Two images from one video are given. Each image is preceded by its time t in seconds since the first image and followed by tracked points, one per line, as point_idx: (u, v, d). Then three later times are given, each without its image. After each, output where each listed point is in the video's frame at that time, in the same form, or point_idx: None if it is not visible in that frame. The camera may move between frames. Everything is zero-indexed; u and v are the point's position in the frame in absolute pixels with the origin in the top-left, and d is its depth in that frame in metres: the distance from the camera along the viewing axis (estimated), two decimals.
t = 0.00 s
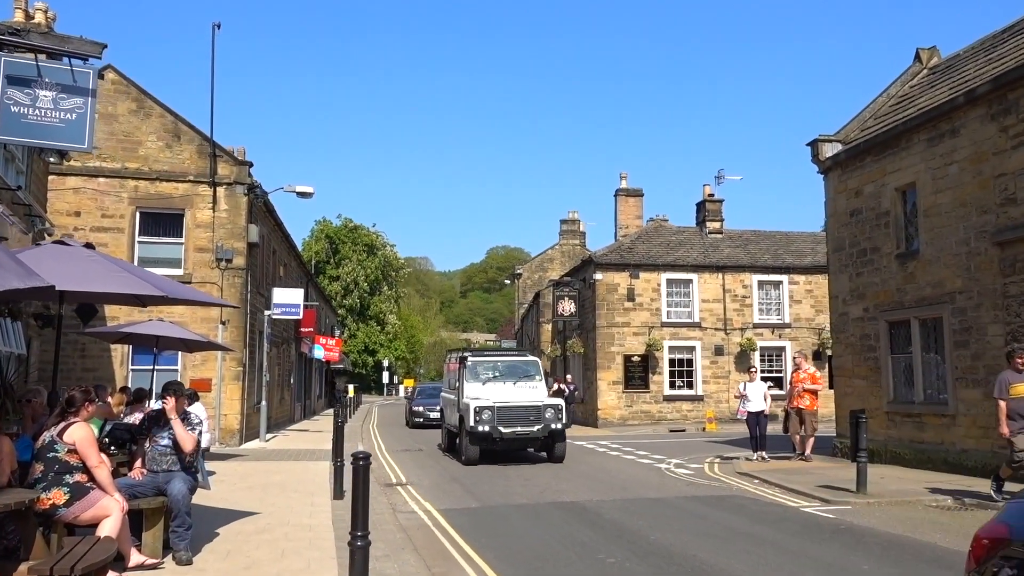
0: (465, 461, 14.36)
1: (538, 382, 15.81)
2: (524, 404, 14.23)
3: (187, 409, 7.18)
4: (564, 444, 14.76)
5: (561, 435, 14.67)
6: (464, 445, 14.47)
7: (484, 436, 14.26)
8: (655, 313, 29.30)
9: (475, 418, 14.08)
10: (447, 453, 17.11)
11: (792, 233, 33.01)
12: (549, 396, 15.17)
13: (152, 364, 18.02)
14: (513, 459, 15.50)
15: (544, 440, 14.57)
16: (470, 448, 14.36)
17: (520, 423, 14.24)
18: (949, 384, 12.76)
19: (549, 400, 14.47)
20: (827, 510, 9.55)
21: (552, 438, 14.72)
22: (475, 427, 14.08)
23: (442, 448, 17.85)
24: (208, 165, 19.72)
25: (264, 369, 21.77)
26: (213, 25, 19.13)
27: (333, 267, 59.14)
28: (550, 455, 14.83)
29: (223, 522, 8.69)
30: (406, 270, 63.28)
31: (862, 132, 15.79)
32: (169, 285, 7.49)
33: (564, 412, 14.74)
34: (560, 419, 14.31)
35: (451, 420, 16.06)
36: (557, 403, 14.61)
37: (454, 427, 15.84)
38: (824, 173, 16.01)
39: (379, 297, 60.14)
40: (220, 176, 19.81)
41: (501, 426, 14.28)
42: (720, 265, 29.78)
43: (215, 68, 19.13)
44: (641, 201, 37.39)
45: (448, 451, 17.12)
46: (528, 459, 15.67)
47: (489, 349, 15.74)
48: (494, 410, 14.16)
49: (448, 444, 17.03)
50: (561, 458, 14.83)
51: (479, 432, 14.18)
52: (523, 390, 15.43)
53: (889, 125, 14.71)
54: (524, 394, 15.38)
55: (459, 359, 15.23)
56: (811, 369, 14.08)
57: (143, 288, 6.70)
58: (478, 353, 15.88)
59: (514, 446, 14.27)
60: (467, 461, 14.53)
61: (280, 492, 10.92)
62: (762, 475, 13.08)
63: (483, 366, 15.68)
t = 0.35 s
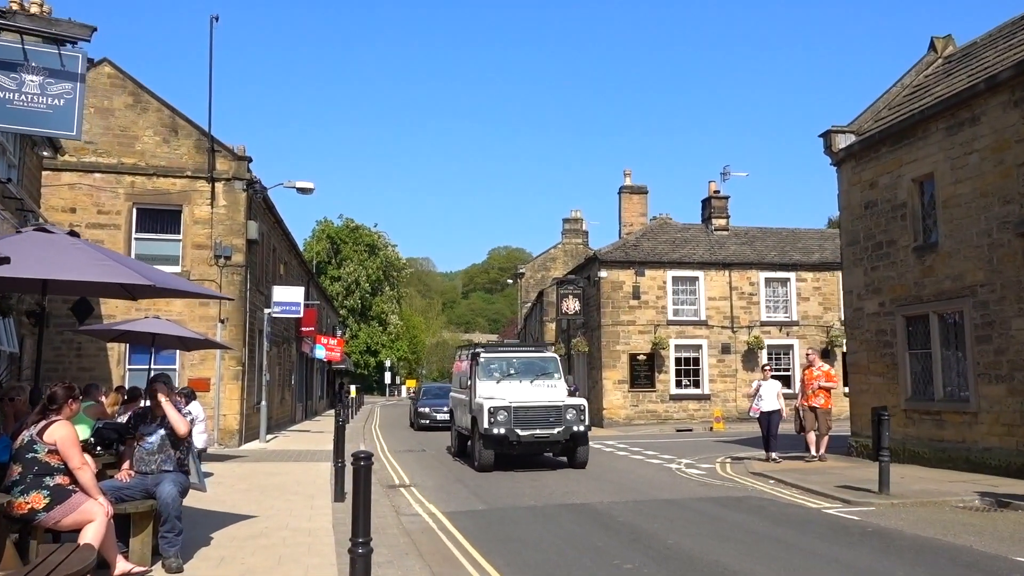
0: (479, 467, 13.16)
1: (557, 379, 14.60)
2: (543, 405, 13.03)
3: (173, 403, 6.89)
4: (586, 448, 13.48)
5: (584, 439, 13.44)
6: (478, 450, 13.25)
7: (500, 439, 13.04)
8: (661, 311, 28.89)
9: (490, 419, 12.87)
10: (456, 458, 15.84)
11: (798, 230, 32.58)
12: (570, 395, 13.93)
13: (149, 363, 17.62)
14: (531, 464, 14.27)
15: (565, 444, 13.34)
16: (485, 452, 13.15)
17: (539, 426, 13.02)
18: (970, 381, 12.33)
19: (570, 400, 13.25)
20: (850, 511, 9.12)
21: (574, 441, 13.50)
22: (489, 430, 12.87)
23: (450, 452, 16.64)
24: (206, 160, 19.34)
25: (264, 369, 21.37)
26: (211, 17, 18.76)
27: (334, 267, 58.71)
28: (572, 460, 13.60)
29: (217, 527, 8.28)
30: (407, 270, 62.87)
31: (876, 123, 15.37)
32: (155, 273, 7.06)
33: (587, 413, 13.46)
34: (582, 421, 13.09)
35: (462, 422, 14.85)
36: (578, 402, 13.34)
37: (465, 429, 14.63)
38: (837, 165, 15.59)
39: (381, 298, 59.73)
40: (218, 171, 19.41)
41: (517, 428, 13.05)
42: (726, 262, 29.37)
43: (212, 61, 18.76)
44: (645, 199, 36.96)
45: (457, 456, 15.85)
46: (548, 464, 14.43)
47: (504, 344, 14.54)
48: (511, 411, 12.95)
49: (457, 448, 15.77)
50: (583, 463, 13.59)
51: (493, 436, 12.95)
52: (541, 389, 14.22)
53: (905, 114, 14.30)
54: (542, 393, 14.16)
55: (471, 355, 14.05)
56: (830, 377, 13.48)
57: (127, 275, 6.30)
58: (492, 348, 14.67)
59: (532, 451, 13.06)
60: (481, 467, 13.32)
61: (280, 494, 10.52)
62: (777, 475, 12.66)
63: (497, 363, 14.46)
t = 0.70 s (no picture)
0: (494, 475, 11.78)
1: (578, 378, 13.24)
2: (564, 405, 11.64)
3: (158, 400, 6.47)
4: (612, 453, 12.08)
5: (611, 444, 12.05)
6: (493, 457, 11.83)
7: (518, 444, 11.63)
8: (666, 309, 28.48)
9: (507, 421, 11.47)
10: (468, 463, 14.58)
11: (805, 227, 32.15)
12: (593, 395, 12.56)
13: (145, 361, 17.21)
14: (552, 473, 12.87)
15: (589, 450, 11.97)
16: (500, 459, 11.76)
17: (562, 429, 11.61)
18: (993, 380, 11.91)
19: (594, 400, 11.86)
20: (876, 516, 8.71)
21: (600, 447, 12.10)
22: (505, 434, 11.45)
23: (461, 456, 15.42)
24: (204, 154, 18.94)
25: (263, 368, 20.97)
26: (209, 9, 18.37)
27: (335, 267, 58.29)
28: (597, 468, 12.21)
29: (212, 533, 7.89)
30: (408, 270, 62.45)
31: (891, 115, 14.95)
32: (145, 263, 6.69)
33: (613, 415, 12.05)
34: (608, 422, 11.69)
35: (474, 424, 13.53)
36: (604, 402, 11.91)
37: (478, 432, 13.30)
38: (851, 158, 15.17)
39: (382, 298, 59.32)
40: (216, 166, 19.00)
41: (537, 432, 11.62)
42: (732, 260, 28.97)
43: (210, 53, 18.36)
44: (649, 196, 36.52)
45: (468, 461, 14.59)
46: (570, 472, 13.04)
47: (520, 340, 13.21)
48: (530, 412, 11.54)
49: (468, 452, 14.50)
50: (608, 471, 12.19)
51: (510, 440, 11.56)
52: (561, 389, 12.86)
53: (922, 105, 13.88)
54: (561, 393, 12.81)
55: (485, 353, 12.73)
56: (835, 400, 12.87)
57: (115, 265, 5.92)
58: (507, 345, 13.35)
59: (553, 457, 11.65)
60: (497, 475, 11.91)
61: (278, 497, 10.10)
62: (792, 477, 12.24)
63: (512, 361, 13.10)
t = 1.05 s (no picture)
0: (515, 487, 10.67)
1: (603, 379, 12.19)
2: (592, 409, 10.57)
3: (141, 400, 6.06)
4: (644, 462, 10.95)
5: (644, 453, 10.96)
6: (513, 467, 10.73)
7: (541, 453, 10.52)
8: (672, 309, 28.06)
9: (529, 427, 10.39)
10: (481, 472, 13.45)
11: (812, 226, 31.74)
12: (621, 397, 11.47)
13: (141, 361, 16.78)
14: (578, 485, 11.73)
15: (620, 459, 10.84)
16: (520, 470, 10.65)
17: (589, 435, 10.52)
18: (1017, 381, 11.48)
19: (624, 403, 10.80)
20: (904, 526, 8.27)
21: (631, 456, 11.02)
22: (526, 442, 10.34)
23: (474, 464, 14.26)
24: (202, 150, 18.52)
25: (263, 368, 20.55)
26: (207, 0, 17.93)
27: (336, 266, 57.88)
28: (628, 479, 11.09)
29: (205, 544, 7.46)
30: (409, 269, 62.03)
31: (909, 108, 14.52)
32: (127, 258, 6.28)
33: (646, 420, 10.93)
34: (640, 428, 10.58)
35: (490, 430, 12.44)
36: (635, 406, 10.79)
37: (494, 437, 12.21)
38: (867, 152, 14.74)
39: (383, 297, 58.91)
40: (214, 162, 18.58)
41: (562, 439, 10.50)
42: (739, 259, 28.54)
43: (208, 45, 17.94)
44: (654, 194, 36.11)
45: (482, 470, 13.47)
46: (599, 483, 11.88)
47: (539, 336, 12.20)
48: (553, 417, 10.47)
49: (482, 460, 13.35)
50: (640, 483, 11.06)
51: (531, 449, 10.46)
52: (586, 390, 11.81)
53: (942, 97, 13.44)
54: (586, 395, 11.76)
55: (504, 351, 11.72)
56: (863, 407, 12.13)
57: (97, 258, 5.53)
58: (525, 343, 12.32)
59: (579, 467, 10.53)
60: (516, 488, 10.79)
61: (276, 503, 9.68)
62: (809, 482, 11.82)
63: (532, 359, 12.07)
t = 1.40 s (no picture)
0: (537, 500, 9.28)
1: (632, 376, 10.76)
2: (625, 410, 9.18)
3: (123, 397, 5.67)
4: (683, 470, 9.58)
5: (684, 459, 9.59)
6: (534, 478, 9.35)
7: (566, 460, 9.15)
8: (677, 306, 27.62)
9: (553, 430, 9.00)
10: (495, 481, 12.04)
11: (818, 222, 31.30)
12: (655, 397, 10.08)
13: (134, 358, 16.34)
14: (608, 496, 10.34)
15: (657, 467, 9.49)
16: (543, 481, 9.26)
17: (623, 440, 9.13)
18: None
19: (661, 403, 9.42)
20: (933, 531, 7.84)
21: (669, 463, 9.65)
22: (550, 448, 8.96)
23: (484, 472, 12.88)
24: (197, 142, 18.08)
25: (260, 366, 20.12)
26: None
27: (336, 265, 57.44)
28: (666, 490, 9.72)
29: (195, 550, 7.03)
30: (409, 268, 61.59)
31: (925, 97, 14.08)
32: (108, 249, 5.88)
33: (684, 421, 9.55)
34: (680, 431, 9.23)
35: (505, 433, 11.02)
36: (674, 406, 9.39)
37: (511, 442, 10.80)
38: (882, 143, 14.32)
39: (383, 296, 58.48)
40: (210, 155, 18.13)
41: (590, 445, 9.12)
42: (744, 255, 28.11)
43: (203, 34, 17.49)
44: (657, 190, 35.68)
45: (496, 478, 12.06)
46: (631, 494, 10.48)
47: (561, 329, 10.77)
48: (581, 419, 9.08)
49: (495, 467, 11.93)
50: (679, 494, 9.71)
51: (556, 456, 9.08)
52: (613, 389, 10.40)
53: (960, 85, 13.02)
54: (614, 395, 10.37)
55: (522, 345, 10.29)
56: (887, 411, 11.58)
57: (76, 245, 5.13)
58: (544, 335, 10.90)
59: (612, 477, 9.15)
60: (539, 501, 9.42)
61: (272, 506, 9.25)
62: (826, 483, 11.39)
63: (553, 354, 10.65)
